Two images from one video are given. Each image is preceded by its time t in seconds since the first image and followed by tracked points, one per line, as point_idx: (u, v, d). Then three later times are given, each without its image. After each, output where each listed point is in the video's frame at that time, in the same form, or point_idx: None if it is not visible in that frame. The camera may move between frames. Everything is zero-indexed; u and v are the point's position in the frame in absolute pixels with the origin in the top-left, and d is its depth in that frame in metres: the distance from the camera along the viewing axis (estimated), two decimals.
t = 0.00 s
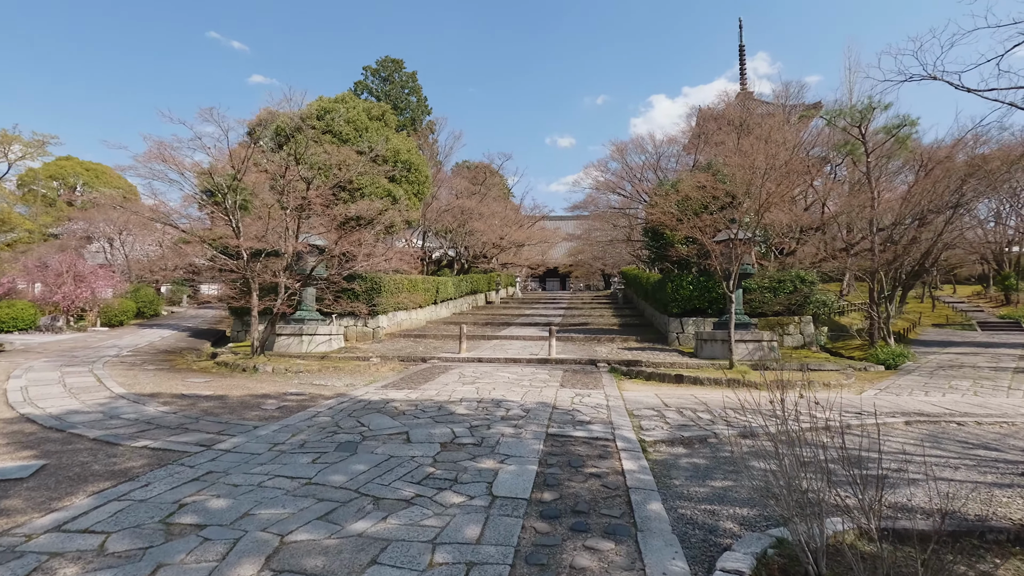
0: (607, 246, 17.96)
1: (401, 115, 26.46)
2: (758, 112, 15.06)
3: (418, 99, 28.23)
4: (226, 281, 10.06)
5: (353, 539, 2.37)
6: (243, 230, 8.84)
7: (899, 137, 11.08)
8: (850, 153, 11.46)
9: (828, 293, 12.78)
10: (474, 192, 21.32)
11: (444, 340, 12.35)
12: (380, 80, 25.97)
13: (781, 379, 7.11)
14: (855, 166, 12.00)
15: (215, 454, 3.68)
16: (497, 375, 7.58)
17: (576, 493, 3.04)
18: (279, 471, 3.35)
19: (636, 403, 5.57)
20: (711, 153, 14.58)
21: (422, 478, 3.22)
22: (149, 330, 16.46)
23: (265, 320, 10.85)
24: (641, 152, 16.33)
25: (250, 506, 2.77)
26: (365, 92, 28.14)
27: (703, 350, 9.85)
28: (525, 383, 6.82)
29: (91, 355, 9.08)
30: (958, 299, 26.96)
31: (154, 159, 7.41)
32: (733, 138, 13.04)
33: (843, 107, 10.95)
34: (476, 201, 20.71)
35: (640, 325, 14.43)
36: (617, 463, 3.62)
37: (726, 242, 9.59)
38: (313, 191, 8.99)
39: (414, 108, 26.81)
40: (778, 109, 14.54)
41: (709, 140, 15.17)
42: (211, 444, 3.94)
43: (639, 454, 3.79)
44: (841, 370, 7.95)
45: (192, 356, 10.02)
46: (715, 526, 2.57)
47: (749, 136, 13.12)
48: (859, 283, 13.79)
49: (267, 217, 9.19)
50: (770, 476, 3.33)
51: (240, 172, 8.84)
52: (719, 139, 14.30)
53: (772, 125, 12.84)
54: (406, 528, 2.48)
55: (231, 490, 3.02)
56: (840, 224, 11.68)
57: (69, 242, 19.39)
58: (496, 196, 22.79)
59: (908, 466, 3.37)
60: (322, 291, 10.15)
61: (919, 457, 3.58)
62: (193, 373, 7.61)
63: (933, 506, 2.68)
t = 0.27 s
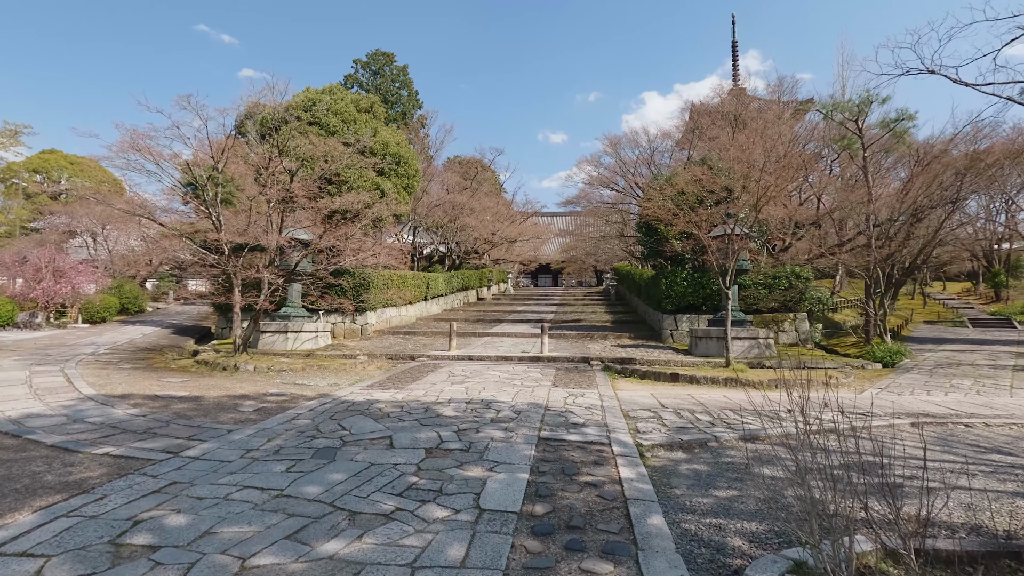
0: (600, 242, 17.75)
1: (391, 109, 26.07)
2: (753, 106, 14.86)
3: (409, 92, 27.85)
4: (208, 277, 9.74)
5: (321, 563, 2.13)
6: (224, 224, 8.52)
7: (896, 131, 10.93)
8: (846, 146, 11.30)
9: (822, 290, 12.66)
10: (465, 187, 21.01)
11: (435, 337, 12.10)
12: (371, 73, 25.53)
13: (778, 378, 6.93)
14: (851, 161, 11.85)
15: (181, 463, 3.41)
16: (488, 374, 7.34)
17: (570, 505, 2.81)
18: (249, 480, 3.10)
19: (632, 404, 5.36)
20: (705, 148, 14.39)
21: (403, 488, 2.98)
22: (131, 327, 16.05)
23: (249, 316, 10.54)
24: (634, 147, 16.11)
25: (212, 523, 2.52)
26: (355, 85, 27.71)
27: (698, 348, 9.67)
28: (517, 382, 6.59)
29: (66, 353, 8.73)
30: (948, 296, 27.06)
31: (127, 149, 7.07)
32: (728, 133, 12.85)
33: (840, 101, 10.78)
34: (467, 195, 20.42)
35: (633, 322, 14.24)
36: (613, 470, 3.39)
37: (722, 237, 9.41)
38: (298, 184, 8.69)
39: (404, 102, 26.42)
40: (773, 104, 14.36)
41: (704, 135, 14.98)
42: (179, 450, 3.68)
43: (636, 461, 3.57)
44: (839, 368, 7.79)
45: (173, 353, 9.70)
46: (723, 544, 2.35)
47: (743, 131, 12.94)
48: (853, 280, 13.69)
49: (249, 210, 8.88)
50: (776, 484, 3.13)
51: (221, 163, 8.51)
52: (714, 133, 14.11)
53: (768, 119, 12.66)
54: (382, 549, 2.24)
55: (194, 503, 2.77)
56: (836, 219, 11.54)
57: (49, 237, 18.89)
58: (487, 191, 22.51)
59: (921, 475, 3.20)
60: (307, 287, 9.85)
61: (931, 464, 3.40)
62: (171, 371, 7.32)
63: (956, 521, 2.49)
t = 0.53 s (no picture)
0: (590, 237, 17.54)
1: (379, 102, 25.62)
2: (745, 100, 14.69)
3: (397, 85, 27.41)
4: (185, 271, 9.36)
5: None
6: (201, 215, 8.16)
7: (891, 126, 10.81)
8: (840, 140, 11.14)
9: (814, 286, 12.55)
10: (454, 181, 20.69)
11: (422, 334, 11.82)
12: (358, 66, 25.06)
13: (774, 376, 6.74)
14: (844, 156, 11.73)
15: (138, 471, 3.13)
16: (476, 372, 7.09)
17: (563, 519, 2.57)
18: (211, 492, 2.83)
19: (625, 404, 5.14)
20: (697, 142, 14.21)
21: (380, 500, 2.72)
22: (108, 323, 15.56)
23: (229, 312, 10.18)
24: (626, 141, 15.89)
25: (163, 544, 2.25)
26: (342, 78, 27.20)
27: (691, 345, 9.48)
28: (506, 381, 6.35)
29: (34, 350, 8.35)
30: (935, 293, 27.23)
31: (96, 137, 6.72)
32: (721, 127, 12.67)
33: (835, 94, 10.61)
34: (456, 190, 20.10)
35: (624, 318, 14.04)
36: (608, 478, 3.16)
37: (716, 232, 9.22)
38: (279, 175, 8.35)
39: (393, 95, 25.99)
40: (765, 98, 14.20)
41: (696, 129, 14.79)
42: (138, 457, 3.39)
43: (632, 467, 3.35)
44: (834, 366, 7.64)
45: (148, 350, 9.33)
46: (732, 563, 2.14)
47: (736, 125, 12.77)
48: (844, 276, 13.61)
49: (228, 202, 8.52)
50: (783, 493, 2.93)
51: (198, 152, 8.15)
52: (706, 127, 13.93)
53: (761, 113, 12.50)
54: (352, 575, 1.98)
55: (146, 520, 2.49)
56: (829, 214, 11.39)
57: (24, 230, 18.29)
58: (476, 185, 22.19)
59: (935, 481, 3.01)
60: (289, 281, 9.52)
61: (943, 469, 3.21)
62: (143, 370, 6.98)
63: (983, 535, 2.30)
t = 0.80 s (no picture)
0: (578, 237, 17.36)
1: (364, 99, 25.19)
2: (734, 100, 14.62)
3: (383, 82, 27.00)
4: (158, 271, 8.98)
5: None
6: (175, 214, 7.81)
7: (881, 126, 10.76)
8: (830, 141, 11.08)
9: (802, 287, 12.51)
10: (440, 180, 20.38)
11: (406, 336, 11.55)
12: (343, 62, 24.61)
13: (766, 379, 6.60)
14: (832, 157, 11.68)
15: (89, 494, 2.84)
16: (462, 377, 6.85)
17: (556, 548, 2.35)
18: (167, 518, 2.56)
19: (617, 412, 4.95)
20: (686, 142, 14.11)
21: (353, 527, 2.48)
22: (80, 324, 15.02)
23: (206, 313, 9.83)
24: (614, 140, 15.73)
25: None
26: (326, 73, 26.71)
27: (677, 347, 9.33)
28: (492, 386, 6.12)
29: None
30: (917, 293, 27.61)
31: (58, 131, 6.37)
32: (711, 128, 12.58)
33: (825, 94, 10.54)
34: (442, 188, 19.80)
35: (612, 320, 13.88)
36: (603, 497, 2.94)
37: (707, 232, 9.08)
38: (258, 171, 8.02)
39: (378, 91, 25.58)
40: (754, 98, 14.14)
41: (686, 129, 14.69)
42: (92, 477, 3.10)
43: (627, 484, 3.15)
44: (827, 369, 7.54)
45: (120, 354, 8.94)
46: None
47: (725, 124, 12.68)
48: (831, 277, 13.60)
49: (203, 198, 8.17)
50: (790, 513, 2.74)
51: (172, 148, 7.79)
52: (696, 127, 13.83)
53: (750, 112, 12.41)
54: None
55: (90, 554, 2.22)
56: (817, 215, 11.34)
57: None
58: (463, 184, 21.91)
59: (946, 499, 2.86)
60: (269, 282, 9.19)
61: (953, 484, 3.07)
62: (111, 375, 6.64)
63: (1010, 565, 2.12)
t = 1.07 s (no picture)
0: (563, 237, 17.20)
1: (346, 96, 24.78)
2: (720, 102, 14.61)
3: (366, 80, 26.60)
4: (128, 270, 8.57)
5: None
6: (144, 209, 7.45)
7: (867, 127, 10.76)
8: (817, 141, 11.06)
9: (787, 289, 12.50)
10: (424, 179, 20.08)
11: (388, 337, 11.26)
12: (326, 59, 24.19)
13: (757, 381, 6.47)
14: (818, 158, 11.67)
15: (28, 514, 2.55)
16: (445, 380, 6.60)
17: (548, 570, 2.13)
18: (114, 541, 2.29)
19: (607, 416, 4.75)
20: (672, 142, 14.03)
21: (323, 548, 2.23)
22: (46, 325, 14.42)
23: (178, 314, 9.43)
24: (600, 140, 15.60)
25: None
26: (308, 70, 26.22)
27: (664, 348, 9.20)
28: (477, 390, 5.88)
29: None
30: (896, 295, 28.03)
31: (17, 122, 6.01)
32: (697, 128, 12.51)
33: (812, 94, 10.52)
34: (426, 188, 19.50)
35: (598, 321, 13.74)
36: (597, 510, 2.73)
37: (695, 232, 8.97)
38: (233, 165, 7.70)
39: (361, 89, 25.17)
40: (739, 99, 14.13)
41: (672, 129, 14.62)
42: (34, 493, 2.81)
43: (622, 495, 2.94)
44: (816, 371, 7.45)
45: (85, 356, 8.51)
46: None
47: (712, 125, 12.62)
48: (816, 279, 13.62)
49: (174, 194, 7.81)
50: (797, 526, 2.56)
51: (141, 140, 7.43)
52: (682, 128, 13.75)
53: (737, 112, 12.35)
54: None
55: None
56: (805, 215, 11.31)
57: None
58: (447, 184, 21.63)
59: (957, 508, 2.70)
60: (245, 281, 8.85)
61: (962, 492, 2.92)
62: (73, 379, 6.26)
63: None
